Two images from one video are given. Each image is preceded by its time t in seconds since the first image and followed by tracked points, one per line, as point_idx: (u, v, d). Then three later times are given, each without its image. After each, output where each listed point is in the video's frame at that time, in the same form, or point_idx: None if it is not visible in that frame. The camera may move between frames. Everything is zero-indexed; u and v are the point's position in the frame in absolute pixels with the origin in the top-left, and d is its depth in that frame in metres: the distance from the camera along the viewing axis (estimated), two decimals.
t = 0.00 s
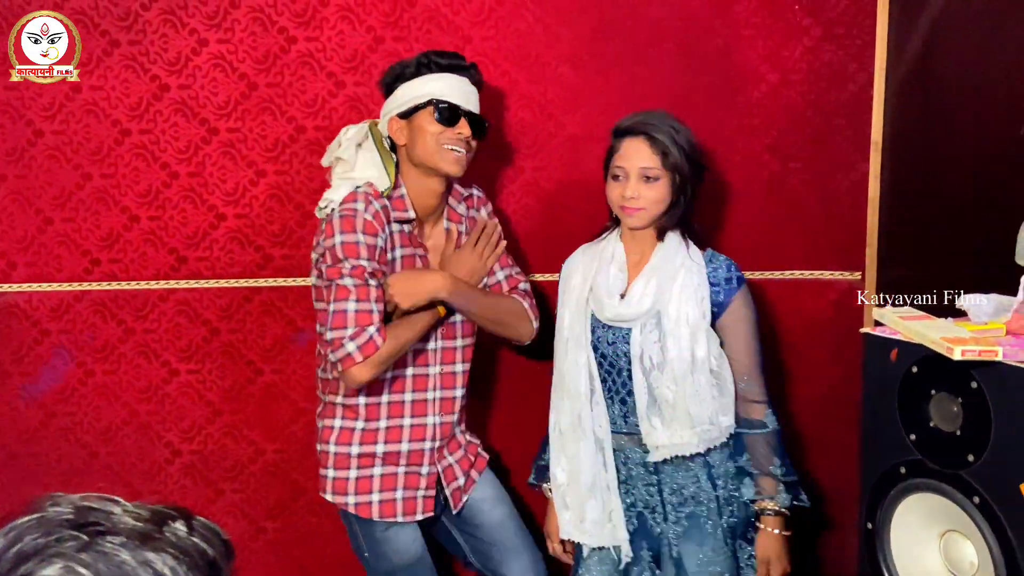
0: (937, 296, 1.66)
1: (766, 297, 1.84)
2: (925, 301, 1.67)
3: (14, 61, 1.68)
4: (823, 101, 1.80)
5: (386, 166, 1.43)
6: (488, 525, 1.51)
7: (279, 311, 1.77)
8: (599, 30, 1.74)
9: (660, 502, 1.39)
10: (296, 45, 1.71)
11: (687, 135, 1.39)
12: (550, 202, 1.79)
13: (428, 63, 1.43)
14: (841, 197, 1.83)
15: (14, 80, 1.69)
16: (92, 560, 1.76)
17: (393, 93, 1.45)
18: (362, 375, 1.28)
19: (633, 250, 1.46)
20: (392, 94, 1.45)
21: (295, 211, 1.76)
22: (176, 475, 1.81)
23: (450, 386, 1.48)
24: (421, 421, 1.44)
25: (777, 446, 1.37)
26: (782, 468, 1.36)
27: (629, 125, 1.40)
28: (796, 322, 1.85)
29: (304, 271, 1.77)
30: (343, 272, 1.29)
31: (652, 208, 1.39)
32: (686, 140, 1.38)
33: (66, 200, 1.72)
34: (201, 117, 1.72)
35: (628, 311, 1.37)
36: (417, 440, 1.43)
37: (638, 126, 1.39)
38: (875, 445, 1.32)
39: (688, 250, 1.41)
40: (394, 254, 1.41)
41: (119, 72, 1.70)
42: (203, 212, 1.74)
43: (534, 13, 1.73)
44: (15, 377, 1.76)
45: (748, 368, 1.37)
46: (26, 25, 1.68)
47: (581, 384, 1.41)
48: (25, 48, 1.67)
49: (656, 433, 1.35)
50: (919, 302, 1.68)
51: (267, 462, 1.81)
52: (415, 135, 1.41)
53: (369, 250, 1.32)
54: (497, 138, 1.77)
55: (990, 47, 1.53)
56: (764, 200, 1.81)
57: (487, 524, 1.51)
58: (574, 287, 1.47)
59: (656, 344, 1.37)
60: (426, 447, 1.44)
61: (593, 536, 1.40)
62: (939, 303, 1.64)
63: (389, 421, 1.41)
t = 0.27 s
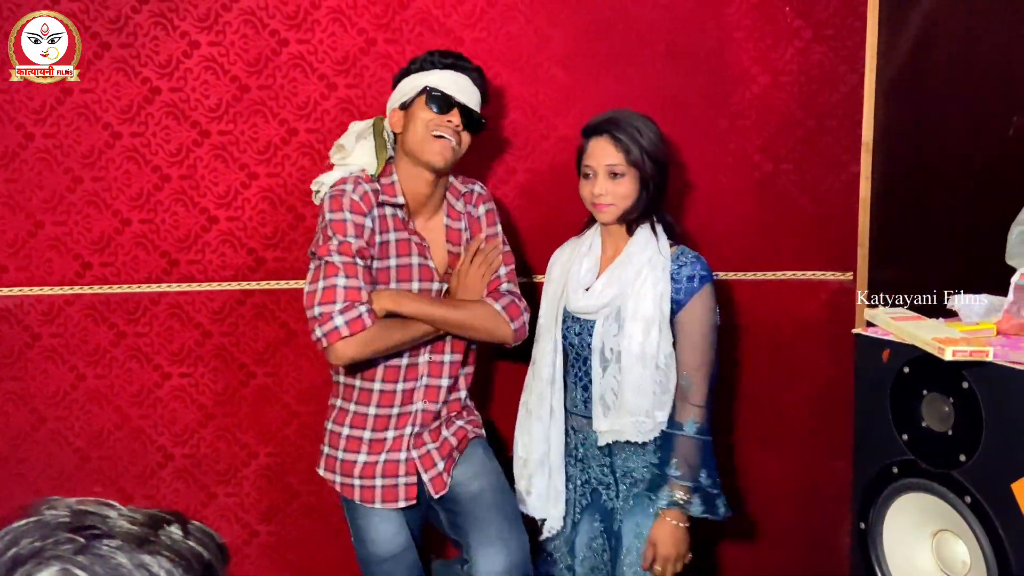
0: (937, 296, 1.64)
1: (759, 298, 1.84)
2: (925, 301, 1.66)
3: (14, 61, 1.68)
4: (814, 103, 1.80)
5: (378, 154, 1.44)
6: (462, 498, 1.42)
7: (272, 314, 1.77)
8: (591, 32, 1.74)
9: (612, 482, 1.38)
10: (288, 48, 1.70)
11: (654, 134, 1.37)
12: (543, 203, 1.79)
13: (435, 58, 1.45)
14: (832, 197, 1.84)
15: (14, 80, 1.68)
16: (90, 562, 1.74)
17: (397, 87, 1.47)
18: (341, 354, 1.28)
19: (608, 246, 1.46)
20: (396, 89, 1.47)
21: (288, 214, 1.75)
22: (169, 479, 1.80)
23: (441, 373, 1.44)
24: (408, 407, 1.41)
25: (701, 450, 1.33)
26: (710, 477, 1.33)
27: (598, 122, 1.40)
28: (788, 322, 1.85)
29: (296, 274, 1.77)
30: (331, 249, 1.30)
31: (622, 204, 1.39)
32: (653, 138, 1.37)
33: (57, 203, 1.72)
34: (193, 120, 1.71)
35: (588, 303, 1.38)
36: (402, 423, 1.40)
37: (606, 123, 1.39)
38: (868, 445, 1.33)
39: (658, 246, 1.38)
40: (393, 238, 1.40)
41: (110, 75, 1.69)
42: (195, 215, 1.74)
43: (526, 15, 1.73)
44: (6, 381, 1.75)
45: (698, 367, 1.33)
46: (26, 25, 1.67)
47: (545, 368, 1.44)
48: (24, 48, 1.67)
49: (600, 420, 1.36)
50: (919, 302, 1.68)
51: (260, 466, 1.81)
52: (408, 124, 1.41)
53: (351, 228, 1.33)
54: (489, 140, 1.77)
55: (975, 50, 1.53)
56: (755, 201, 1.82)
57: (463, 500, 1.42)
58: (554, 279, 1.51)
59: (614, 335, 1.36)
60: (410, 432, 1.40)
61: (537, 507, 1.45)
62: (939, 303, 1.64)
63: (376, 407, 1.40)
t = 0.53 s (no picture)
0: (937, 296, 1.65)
1: (751, 300, 1.85)
2: (926, 301, 1.66)
3: (14, 61, 1.67)
4: (805, 105, 1.81)
5: (353, 164, 1.48)
6: (424, 535, 1.43)
7: (264, 316, 1.76)
8: (583, 34, 1.75)
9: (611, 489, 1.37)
10: (279, 49, 1.70)
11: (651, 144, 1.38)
12: (535, 205, 1.79)
13: (426, 66, 1.44)
14: (823, 198, 1.84)
15: (14, 80, 1.68)
16: (84, 564, 1.67)
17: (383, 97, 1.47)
18: (305, 364, 1.34)
19: (602, 256, 1.45)
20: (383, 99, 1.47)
21: (280, 216, 1.75)
22: (161, 482, 1.79)
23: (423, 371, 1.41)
24: (390, 406, 1.39)
25: (699, 455, 1.32)
26: (692, 486, 1.31)
27: (595, 131, 1.41)
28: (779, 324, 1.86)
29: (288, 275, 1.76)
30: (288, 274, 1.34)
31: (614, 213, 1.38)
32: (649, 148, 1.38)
33: (48, 205, 1.71)
34: (184, 122, 1.71)
35: (589, 314, 1.37)
36: (382, 425, 1.38)
37: (604, 132, 1.40)
38: (858, 446, 1.34)
39: (651, 257, 1.40)
40: (360, 250, 1.39)
41: (100, 77, 1.68)
42: (187, 217, 1.73)
43: (519, 17, 1.73)
44: None
45: (695, 373, 1.34)
46: (26, 24, 1.67)
47: (537, 375, 1.43)
48: (25, 48, 1.66)
49: (610, 430, 1.34)
50: (919, 302, 1.68)
51: (253, 469, 1.80)
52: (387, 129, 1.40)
53: (311, 248, 1.35)
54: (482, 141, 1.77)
55: (962, 55, 1.55)
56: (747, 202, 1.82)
57: (428, 533, 1.43)
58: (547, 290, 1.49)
59: (615, 344, 1.37)
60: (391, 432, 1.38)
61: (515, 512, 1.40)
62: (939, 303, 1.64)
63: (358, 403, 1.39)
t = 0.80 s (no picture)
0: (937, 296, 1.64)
1: (745, 300, 1.85)
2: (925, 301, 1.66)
3: (13, 61, 1.67)
4: (800, 105, 1.81)
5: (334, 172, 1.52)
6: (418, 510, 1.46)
7: (258, 317, 1.75)
8: (578, 35, 1.74)
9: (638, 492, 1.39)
10: (273, 49, 1.70)
11: (654, 140, 1.41)
12: (531, 205, 1.79)
13: (374, 67, 1.48)
14: (818, 199, 1.84)
15: (14, 80, 1.67)
16: (77, 563, 1.73)
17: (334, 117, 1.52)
18: (289, 364, 1.40)
19: (608, 246, 1.47)
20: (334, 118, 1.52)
21: (274, 217, 1.74)
22: (154, 484, 1.78)
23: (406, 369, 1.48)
24: (375, 401, 1.47)
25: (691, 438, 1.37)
26: (693, 469, 1.36)
27: (601, 123, 1.43)
28: (774, 324, 1.86)
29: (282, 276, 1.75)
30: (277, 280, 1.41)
31: (612, 209, 1.40)
32: (652, 143, 1.41)
33: (40, 206, 1.70)
34: (178, 122, 1.70)
35: (608, 303, 1.38)
36: (368, 419, 1.47)
37: (610, 124, 1.42)
38: (853, 446, 1.34)
39: (661, 246, 1.42)
40: (345, 254, 1.45)
41: (93, 76, 1.68)
42: (180, 217, 1.73)
43: (513, 17, 1.73)
44: None
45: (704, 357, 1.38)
46: (26, 24, 1.66)
47: (552, 371, 1.42)
48: (25, 48, 1.66)
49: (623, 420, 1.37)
50: (918, 302, 1.67)
51: (246, 470, 1.79)
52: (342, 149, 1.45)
53: (297, 253, 1.42)
54: (477, 142, 1.76)
55: (958, 52, 1.54)
56: (741, 203, 1.82)
57: (420, 509, 1.46)
58: (549, 281, 1.46)
59: (635, 332, 1.38)
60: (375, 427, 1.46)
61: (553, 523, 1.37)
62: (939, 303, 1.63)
63: (347, 399, 1.48)
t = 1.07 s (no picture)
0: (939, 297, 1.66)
1: (741, 302, 1.85)
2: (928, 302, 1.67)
3: (13, 61, 1.66)
4: (795, 108, 1.81)
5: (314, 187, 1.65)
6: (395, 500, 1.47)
7: (254, 318, 1.75)
8: (574, 36, 1.74)
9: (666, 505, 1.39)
10: (269, 50, 1.69)
11: (664, 145, 1.40)
12: (527, 207, 1.79)
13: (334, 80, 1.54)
14: (813, 201, 1.84)
15: (14, 80, 1.67)
16: None
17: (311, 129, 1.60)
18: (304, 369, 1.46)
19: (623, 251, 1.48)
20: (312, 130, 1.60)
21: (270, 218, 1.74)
22: (149, 485, 1.78)
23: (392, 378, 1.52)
24: (360, 407, 1.50)
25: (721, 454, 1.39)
26: (710, 486, 1.37)
27: (617, 122, 1.43)
28: (768, 326, 1.86)
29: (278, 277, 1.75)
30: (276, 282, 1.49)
31: (620, 208, 1.41)
32: (663, 146, 1.40)
33: (35, 206, 1.70)
34: (174, 122, 1.70)
35: (635, 311, 1.39)
36: (352, 424, 1.50)
37: (623, 125, 1.42)
38: (849, 448, 1.34)
39: (680, 251, 1.44)
40: (329, 258, 1.52)
41: (89, 77, 1.67)
42: (176, 218, 1.72)
43: (510, 19, 1.73)
44: None
45: (727, 368, 1.41)
46: (26, 24, 1.66)
47: (584, 384, 1.39)
48: (24, 48, 1.65)
49: (657, 433, 1.37)
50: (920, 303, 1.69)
51: (242, 471, 1.79)
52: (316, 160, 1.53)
53: (286, 256, 1.49)
54: (473, 143, 1.76)
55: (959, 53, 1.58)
56: (737, 205, 1.82)
57: (399, 501, 1.47)
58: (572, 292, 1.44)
59: (663, 343, 1.39)
60: (358, 431, 1.49)
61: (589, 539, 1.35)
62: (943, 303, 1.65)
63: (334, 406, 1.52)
